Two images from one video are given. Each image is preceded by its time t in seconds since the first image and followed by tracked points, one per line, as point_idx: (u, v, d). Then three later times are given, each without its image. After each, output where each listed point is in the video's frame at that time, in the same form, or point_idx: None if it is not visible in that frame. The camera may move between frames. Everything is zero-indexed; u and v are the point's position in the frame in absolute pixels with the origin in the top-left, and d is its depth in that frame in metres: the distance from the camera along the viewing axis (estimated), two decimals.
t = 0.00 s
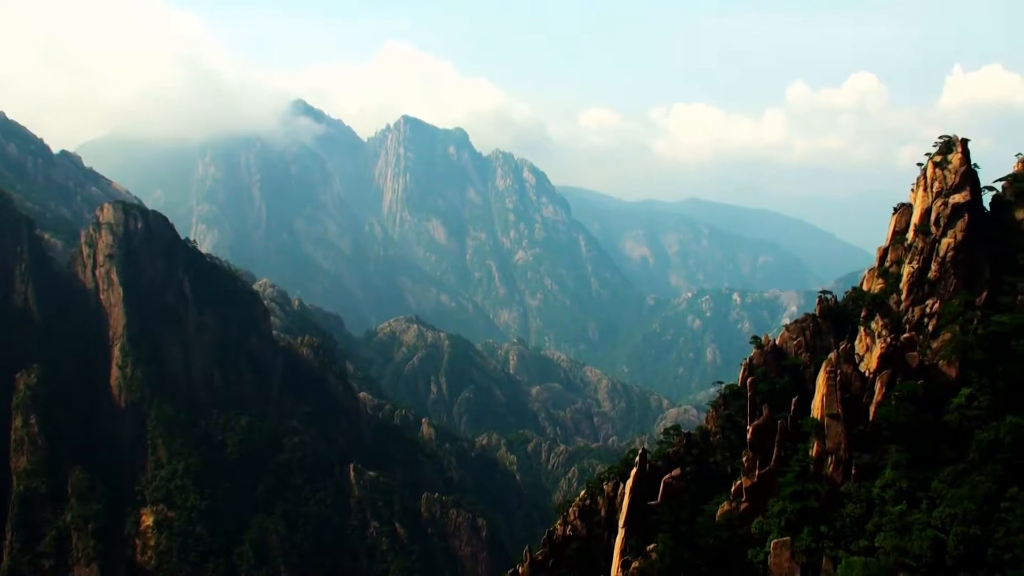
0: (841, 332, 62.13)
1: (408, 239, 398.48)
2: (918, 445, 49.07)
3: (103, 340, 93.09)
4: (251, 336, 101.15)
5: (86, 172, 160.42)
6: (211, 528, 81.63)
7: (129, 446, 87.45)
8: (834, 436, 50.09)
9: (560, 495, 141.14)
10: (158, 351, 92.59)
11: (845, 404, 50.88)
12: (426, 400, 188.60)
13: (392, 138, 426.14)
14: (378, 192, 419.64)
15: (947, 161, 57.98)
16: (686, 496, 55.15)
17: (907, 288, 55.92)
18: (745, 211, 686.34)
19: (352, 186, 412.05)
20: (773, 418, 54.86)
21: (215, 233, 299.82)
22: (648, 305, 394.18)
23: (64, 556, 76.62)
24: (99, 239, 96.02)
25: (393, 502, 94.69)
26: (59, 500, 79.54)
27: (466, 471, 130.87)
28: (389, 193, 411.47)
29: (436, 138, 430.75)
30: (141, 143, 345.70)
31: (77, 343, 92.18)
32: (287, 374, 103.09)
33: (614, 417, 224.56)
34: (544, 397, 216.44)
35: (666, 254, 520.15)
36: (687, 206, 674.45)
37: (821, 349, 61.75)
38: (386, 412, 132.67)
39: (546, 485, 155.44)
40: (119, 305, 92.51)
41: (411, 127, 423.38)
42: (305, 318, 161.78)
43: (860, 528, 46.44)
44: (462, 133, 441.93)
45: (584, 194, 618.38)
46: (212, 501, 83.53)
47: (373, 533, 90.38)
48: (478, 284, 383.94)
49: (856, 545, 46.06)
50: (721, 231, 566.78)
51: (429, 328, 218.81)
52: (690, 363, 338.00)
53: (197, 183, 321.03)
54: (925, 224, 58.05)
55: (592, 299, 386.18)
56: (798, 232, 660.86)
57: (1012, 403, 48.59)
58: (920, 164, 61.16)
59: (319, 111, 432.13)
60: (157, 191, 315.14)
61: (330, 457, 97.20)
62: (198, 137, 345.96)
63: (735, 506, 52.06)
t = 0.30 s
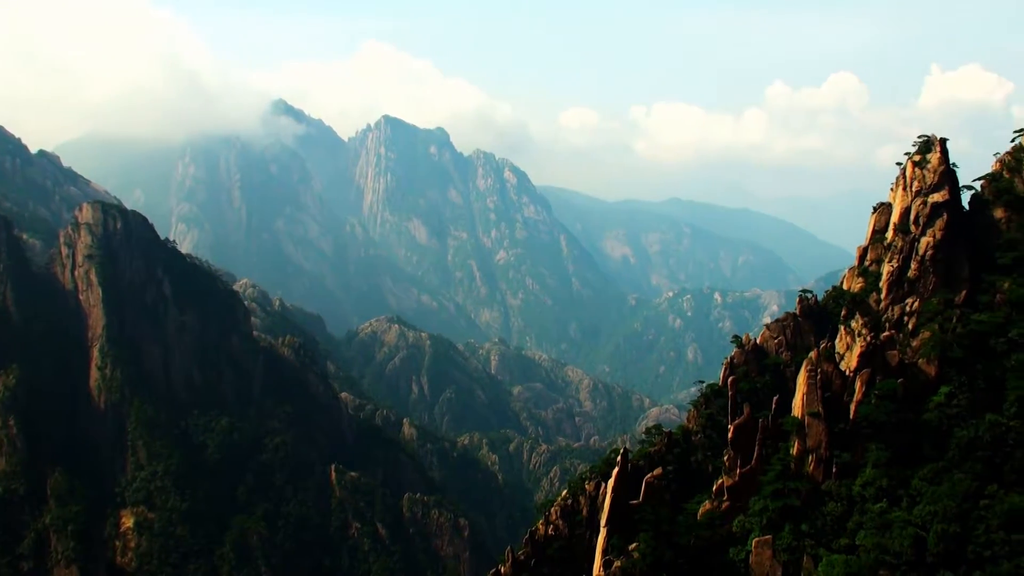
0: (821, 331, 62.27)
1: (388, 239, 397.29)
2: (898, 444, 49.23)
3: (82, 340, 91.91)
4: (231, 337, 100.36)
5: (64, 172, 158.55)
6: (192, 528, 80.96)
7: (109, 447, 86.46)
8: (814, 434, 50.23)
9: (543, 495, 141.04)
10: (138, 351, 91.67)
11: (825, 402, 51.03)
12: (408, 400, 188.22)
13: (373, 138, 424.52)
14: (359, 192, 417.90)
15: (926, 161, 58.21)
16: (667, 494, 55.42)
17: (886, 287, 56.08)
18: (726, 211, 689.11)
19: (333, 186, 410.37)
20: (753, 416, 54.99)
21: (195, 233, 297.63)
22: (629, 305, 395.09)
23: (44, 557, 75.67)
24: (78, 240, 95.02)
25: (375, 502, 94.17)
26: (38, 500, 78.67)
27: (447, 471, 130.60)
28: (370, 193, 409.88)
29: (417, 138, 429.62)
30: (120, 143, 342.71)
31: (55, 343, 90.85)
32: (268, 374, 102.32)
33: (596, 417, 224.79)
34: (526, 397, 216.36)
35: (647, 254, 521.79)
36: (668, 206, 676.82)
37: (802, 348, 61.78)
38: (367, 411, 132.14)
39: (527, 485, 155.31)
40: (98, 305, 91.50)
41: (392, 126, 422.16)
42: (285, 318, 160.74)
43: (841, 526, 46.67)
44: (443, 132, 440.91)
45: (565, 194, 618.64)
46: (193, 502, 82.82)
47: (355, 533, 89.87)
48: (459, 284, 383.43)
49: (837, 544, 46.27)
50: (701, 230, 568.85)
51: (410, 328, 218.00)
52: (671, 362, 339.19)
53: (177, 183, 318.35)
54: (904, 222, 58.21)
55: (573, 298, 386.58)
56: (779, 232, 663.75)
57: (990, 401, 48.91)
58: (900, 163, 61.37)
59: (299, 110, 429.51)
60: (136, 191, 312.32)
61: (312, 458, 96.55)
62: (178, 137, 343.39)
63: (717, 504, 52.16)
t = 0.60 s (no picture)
0: (801, 330, 62.24)
1: (369, 240, 395.97)
2: (878, 444, 49.44)
3: (60, 343, 90.89)
4: (211, 339, 99.46)
5: (42, 173, 156.84)
6: (172, 532, 80.12)
7: (88, 450, 85.66)
8: (795, 434, 50.35)
9: (524, 496, 140.89)
10: (117, 354, 90.76)
11: (806, 402, 51.11)
12: (388, 400, 187.73)
13: (353, 139, 422.87)
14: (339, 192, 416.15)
15: (904, 161, 58.39)
16: (649, 494, 55.40)
17: (866, 287, 56.11)
18: (707, 212, 691.61)
19: (313, 186, 408.38)
20: (734, 417, 55.01)
21: (174, 234, 295.59)
22: (610, 306, 395.79)
23: (22, 561, 74.57)
24: (56, 241, 93.94)
25: (356, 504, 93.55)
26: (16, 504, 77.85)
27: (428, 472, 130.06)
28: (350, 194, 408.32)
29: (397, 139, 428.30)
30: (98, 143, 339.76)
31: (33, 346, 89.80)
32: (248, 377, 101.33)
33: (577, 418, 224.92)
34: (507, 398, 216.21)
35: (628, 255, 522.99)
36: (649, 206, 678.65)
37: (782, 347, 61.81)
38: (348, 413, 131.42)
39: (509, 486, 155.08)
40: (77, 307, 90.52)
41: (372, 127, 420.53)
42: (265, 319, 159.68)
43: (822, 525, 46.83)
44: (424, 133, 439.66)
45: (546, 195, 618.92)
46: (173, 505, 81.89)
47: (336, 535, 89.17)
48: (439, 285, 382.82)
49: (817, 543, 46.50)
50: (682, 231, 570.62)
51: (391, 329, 217.38)
52: (652, 363, 340.17)
53: (156, 184, 316.03)
54: (884, 223, 58.35)
55: (554, 299, 386.77)
56: (759, 232, 666.91)
57: (968, 400, 49.17)
58: (878, 163, 61.50)
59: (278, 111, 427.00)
60: (115, 192, 309.57)
61: (292, 460, 95.69)
62: (157, 137, 340.30)
63: (698, 504, 52.16)
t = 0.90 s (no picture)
0: (780, 333, 62.33)
1: (348, 243, 394.73)
2: (857, 445, 49.67)
3: (36, 347, 89.84)
4: (189, 342, 98.47)
5: (19, 176, 155.10)
6: (149, 537, 79.26)
7: (65, 455, 84.82)
8: (774, 436, 50.48)
9: (504, 500, 140.62)
10: (94, 358, 89.79)
11: (785, 405, 51.25)
12: (368, 404, 186.83)
13: (332, 141, 421.00)
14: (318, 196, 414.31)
15: (882, 164, 58.59)
16: (629, 497, 55.28)
17: (844, 289, 56.31)
18: (686, 214, 693.72)
19: (292, 189, 406.20)
20: (714, 419, 55.05)
21: (153, 237, 293.69)
22: (590, 309, 396.48)
23: None
24: (32, 244, 92.77)
25: (336, 508, 92.90)
26: None
27: (408, 475, 129.47)
28: (329, 197, 406.61)
29: (377, 142, 426.72)
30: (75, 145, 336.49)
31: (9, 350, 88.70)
32: (228, 380, 100.32)
33: (557, 420, 224.75)
34: (487, 400, 215.87)
35: (607, 257, 524.09)
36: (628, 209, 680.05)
37: (761, 350, 61.93)
38: (328, 417, 130.66)
39: (489, 490, 154.70)
40: (53, 311, 89.43)
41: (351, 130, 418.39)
42: (245, 323, 158.44)
43: (801, 527, 46.91)
44: (403, 136, 438.09)
45: (526, 198, 618.83)
46: (151, 510, 80.94)
47: (316, 539, 88.41)
48: (419, 288, 382.18)
49: (797, 544, 46.55)
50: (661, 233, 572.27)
51: (371, 332, 216.45)
52: (632, 365, 341.04)
53: (134, 187, 313.52)
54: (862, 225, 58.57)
55: (534, 302, 386.94)
56: (738, 234, 669.88)
57: (947, 401, 49.47)
58: (856, 166, 61.71)
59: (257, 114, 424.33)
60: (93, 195, 306.82)
61: (271, 464, 94.79)
62: (134, 139, 337.19)
63: (678, 507, 52.18)
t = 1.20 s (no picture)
0: (760, 338, 62.36)
1: (328, 249, 393.41)
2: (837, 449, 49.73)
3: (13, 353, 88.56)
4: (168, 348, 97.52)
5: None
6: (128, 543, 78.41)
7: (43, 461, 83.69)
8: (754, 439, 50.45)
9: (486, 504, 140.15)
10: (72, 364, 88.76)
11: (764, 408, 51.32)
12: (348, 410, 185.92)
13: (311, 146, 419.03)
14: (298, 201, 412.45)
15: (860, 168, 58.84)
16: (610, 501, 55.05)
17: (824, 293, 56.46)
18: (665, 219, 696.02)
19: (271, 194, 404.09)
20: (694, 423, 54.97)
21: (131, 242, 291.56)
22: (570, 313, 396.63)
23: None
24: (9, 250, 91.80)
25: (316, 514, 92.19)
26: None
27: (389, 480, 128.91)
28: (309, 202, 404.97)
29: (356, 147, 424.82)
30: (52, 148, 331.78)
31: None
32: (207, 386, 99.27)
33: (537, 425, 224.49)
34: (468, 405, 215.38)
35: (587, 262, 525.12)
36: (608, 214, 681.47)
37: (741, 354, 61.96)
38: (308, 422, 129.86)
39: (470, 495, 154.22)
40: (31, 316, 88.26)
41: (331, 135, 416.64)
42: (224, 329, 157.06)
43: (781, 530, 46.86)
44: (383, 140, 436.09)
45: (506, 203, 618.65)
46: (130, 517, 80.14)
47: (296, 545, 87.72)
48: (399, 294, 381.40)
49: (777, 547, 46.51)
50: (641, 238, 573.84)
51: (351, 338, 215.35)
52: (613, 370, 341.57)
53: (112, 192, 310.13)
54: (841, 229, 58.69)
55: (514, 306, 386.69)
56: (716, 239, 672.92)
57: (926, 404, 49.78)
58: (834, 171, 61.93)
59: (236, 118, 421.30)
60: (70, 200, 303.64)
61: (252, 470, 93.87)
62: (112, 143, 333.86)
63: (658, 511, 52.10)
